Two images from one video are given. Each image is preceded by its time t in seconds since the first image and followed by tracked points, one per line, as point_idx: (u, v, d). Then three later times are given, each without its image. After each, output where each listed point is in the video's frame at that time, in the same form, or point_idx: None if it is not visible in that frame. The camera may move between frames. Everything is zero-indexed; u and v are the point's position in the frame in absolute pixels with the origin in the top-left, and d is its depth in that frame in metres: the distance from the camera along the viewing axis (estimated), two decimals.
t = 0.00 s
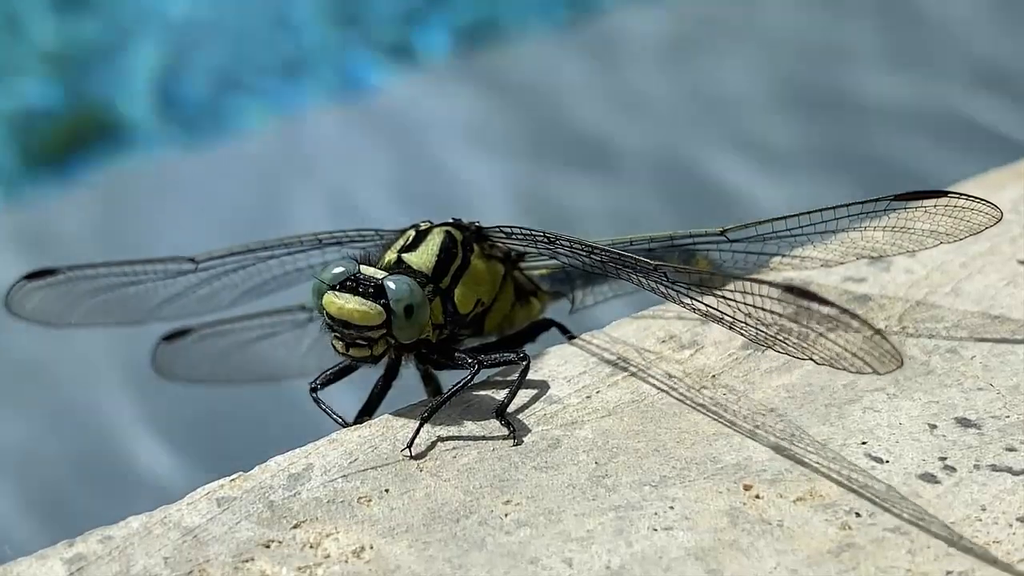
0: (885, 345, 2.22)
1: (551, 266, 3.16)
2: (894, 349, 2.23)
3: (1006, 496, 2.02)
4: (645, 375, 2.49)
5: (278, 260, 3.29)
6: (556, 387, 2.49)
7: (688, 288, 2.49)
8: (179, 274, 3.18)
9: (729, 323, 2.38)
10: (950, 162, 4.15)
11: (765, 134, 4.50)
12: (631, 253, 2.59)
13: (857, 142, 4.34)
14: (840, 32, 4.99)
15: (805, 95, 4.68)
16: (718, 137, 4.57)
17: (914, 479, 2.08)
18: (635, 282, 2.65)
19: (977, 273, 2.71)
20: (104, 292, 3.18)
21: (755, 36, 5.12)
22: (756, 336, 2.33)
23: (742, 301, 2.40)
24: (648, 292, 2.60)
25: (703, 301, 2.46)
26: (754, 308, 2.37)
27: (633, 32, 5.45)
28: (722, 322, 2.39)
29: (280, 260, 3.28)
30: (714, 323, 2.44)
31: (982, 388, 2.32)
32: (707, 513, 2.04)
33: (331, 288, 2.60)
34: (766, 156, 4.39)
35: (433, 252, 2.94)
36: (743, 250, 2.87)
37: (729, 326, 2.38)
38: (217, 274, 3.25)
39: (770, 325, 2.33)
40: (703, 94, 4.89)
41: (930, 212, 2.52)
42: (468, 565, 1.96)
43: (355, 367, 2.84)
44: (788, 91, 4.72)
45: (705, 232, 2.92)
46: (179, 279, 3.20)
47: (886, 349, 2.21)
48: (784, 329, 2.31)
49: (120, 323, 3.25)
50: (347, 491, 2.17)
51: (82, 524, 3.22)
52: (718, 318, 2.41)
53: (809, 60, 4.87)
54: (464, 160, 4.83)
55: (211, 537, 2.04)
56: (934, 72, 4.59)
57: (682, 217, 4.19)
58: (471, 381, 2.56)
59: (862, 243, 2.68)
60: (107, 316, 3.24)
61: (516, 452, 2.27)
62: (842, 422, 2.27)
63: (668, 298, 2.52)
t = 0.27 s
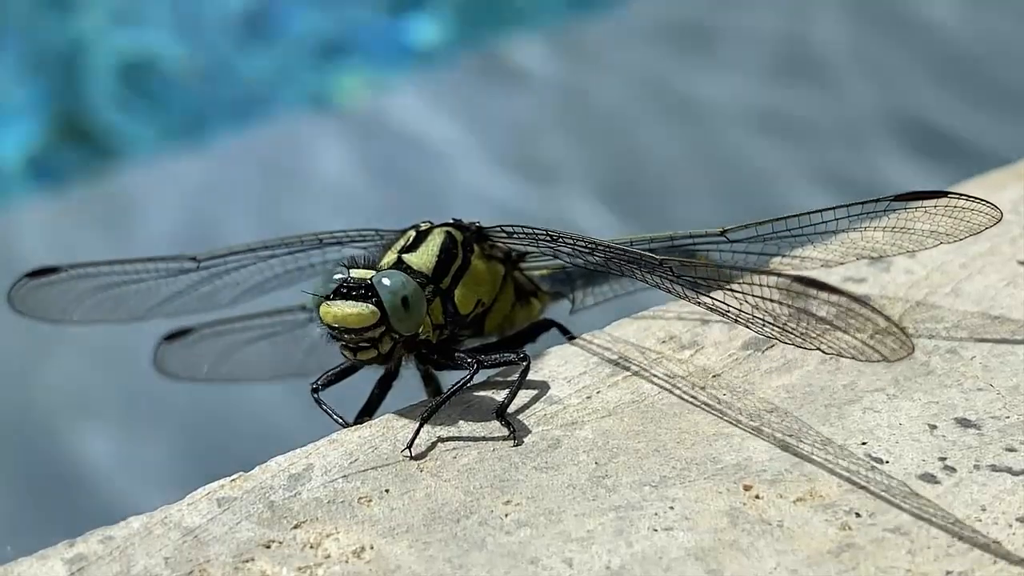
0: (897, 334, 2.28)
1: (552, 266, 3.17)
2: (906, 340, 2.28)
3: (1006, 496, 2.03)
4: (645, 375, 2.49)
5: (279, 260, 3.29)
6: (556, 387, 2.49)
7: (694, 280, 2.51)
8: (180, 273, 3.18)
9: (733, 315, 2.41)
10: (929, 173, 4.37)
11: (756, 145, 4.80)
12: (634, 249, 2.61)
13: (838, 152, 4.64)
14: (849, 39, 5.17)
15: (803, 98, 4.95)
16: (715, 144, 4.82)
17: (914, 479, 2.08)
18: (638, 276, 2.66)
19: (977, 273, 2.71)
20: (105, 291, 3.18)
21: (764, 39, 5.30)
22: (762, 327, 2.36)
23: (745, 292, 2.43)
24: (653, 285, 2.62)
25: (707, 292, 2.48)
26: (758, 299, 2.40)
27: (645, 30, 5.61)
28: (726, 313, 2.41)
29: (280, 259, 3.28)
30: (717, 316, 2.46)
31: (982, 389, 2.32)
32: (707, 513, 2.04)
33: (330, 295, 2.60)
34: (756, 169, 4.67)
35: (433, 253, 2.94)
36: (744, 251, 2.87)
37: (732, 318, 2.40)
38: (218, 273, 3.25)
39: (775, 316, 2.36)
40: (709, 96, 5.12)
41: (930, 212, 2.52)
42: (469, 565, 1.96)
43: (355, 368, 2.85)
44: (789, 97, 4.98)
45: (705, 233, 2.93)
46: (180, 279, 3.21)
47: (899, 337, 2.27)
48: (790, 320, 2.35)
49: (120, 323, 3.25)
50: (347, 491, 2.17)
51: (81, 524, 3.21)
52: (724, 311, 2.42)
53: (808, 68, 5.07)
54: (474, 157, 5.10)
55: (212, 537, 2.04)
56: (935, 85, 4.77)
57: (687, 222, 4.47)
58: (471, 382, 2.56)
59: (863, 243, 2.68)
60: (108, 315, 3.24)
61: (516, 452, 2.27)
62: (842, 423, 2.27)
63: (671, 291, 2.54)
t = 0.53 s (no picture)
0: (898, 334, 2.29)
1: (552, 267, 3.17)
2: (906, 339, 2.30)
3: (1006, 497, 2.02)
4: (645, 376, 2.49)
5: (280, 261, 3.29)
6: (557, 388, 2.49)
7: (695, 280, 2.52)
8: (180, 274, 3.18)
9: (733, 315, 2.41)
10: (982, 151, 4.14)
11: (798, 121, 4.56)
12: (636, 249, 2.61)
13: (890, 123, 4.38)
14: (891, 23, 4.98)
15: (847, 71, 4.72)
16: (760, 124, 4.58)
17: (914, 480, 2.08)
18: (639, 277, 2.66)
19: (977, 274, 2.71)
20: (106, 292, 3.18)
21: (813, 18, 5.08)
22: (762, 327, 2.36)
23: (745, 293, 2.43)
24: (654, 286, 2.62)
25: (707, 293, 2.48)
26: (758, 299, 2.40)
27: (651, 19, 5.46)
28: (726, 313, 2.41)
29: (281, 260, 3.28)
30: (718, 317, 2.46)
31: (982, 389, 2.32)
32: (707, 514, 2.04)
33: (330, 296, 2.61)
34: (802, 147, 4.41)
35: (434, 254, 2.94)
36: (743, 251, 2.88)
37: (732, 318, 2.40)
38: (219, 274, 3.25)
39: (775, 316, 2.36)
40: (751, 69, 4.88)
41: (931, 213, 2.52)
42: (469, 566, 1.96)
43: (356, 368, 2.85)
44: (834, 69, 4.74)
45: (706, 233, 2.93)
46: (180, 279, 3.21)
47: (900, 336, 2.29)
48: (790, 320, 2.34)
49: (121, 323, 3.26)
50: (348, 492, 2.17)
51: (81, 523, 3.22)
52: (724, 311, 2.42)
53: (858, 44, 4.84)
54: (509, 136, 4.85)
55: (212, 538, 2.04)
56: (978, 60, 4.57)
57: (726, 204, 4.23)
58: (471, 382, 2.56)
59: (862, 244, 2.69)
60: (109, 315, 3.24)
61: (517, 452, 2.27)
62: (842, 423, 2.27)
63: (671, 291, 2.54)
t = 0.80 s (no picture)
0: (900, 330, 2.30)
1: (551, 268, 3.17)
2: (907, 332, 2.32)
3: (1007, 498, 2.02)
4: (646, 377, 2.49)
5: (280, 261, 3.29)
6: (557, 389, 2.49)
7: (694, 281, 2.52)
8: (181, 274, 3.18)
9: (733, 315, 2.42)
10: (984, 163, 4.16)
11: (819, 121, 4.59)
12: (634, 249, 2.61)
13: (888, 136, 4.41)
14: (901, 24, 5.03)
15: (852, 82, 4.76)
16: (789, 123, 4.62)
17: (914, 480, 2.08)
18: (640, 277, 2.66)
19: (977, 275, 2.71)
20: (106, 291, 3.18)
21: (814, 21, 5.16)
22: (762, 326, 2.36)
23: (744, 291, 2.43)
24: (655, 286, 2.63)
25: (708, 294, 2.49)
26: (758, 297, 2.40)
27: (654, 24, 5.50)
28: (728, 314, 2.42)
29: (281, 260, 3.28)
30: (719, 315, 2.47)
31: (982, 390, 2.32)
32: (707, 515, 2.04)
33: (330, 297, 2.61)
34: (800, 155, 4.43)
35: (434, 255, 2.94)
36: (743, 251, 2.88)
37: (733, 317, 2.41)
38: (219, 274, 3.25)
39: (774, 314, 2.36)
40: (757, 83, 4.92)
41: (931, 213, 2.51)
42: (469, 567, 1.96)
43: (356, 369, 2.85)
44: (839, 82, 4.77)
45: (707, 234, 2.93)
46: (181, 279, 3.21)
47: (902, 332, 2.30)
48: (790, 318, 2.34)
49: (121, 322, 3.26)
50: (348, 492, 2.17)
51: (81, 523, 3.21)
52: (726, 311, 2.43)
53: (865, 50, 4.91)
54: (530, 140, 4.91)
55: (213, 538, 2.05)
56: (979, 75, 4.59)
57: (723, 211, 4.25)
58: (471, 383, 2.56)
59: (862, 244, 2.68)
60: (110, 315, 3.25)
61: (517, 453, 2.27)
62: (843, 424, 2.27)
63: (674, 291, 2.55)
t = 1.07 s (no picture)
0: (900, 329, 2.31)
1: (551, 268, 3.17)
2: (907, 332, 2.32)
3: (1007, 498, 2.02)
4: (646, 377, 2.49)
5: (280, 261, 3.29)
6: (557, 389, 2.49)
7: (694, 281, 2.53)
8: (181, 274, 3.18)
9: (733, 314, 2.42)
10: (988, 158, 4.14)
11: (834, 109, 4.53)
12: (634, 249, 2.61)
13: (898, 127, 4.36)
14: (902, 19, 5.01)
15: (859, 73, 4.72)
16: (804, 112, 4.56)
17: (914, 481, 2.08)
18: (640, 277, 2.66)
19: (977, 275, 2.71)
20: (106, 292, 3.18)
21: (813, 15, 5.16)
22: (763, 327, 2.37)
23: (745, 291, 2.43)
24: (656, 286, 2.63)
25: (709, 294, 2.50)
26: (759, 296, 2.40)
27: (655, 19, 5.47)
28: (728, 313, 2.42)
29: (282, 261, 3.29)
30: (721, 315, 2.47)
31: (982, 390, 2.32)
32: (707, 515, 2.04)
33: (330, 297, 2.61)
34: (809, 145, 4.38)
35: (434, 255, 2.94)
36: (743, 252, 2.88)
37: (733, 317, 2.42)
38: (220, 274, 3.25)
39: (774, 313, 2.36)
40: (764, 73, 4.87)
41: (931, 213, 2.51)
42: (469, 567, 1.96)
43: (357, 369, 2.85)
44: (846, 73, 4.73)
45: (707, 234, 2.93)
46: (181, 279, 3.21)
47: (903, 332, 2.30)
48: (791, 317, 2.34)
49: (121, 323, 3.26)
50: (348, 492, 2.17)
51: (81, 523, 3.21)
52: (726, 310, 2.44)
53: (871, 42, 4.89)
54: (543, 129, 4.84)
55: (213, 538, 2.05)
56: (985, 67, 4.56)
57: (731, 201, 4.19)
58: (471, 383, 2.56)
59: (862, 245, 2.68)
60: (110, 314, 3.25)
61: (517, 453, 2.27)
62: (843, 424, 2.27)
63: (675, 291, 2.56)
